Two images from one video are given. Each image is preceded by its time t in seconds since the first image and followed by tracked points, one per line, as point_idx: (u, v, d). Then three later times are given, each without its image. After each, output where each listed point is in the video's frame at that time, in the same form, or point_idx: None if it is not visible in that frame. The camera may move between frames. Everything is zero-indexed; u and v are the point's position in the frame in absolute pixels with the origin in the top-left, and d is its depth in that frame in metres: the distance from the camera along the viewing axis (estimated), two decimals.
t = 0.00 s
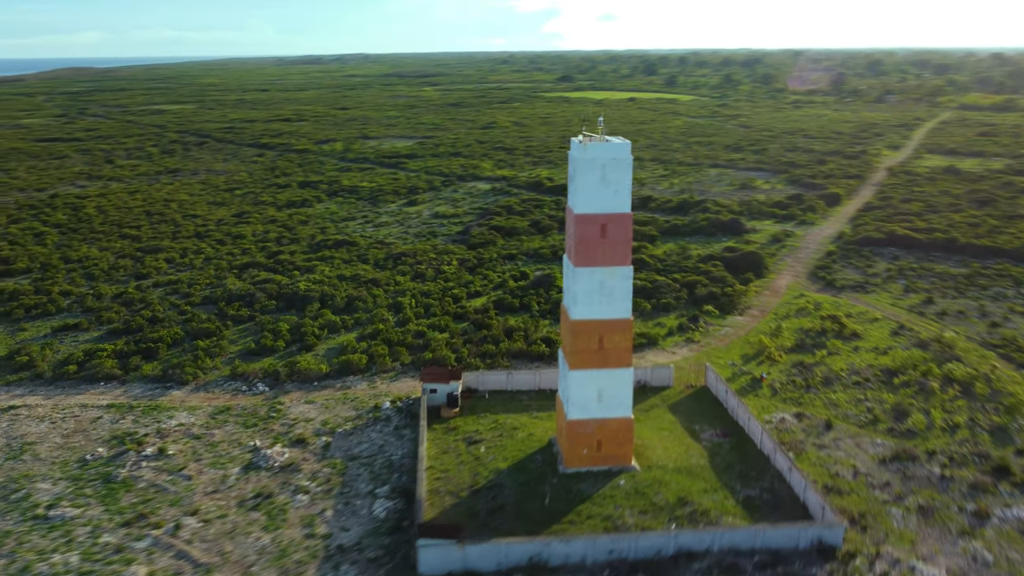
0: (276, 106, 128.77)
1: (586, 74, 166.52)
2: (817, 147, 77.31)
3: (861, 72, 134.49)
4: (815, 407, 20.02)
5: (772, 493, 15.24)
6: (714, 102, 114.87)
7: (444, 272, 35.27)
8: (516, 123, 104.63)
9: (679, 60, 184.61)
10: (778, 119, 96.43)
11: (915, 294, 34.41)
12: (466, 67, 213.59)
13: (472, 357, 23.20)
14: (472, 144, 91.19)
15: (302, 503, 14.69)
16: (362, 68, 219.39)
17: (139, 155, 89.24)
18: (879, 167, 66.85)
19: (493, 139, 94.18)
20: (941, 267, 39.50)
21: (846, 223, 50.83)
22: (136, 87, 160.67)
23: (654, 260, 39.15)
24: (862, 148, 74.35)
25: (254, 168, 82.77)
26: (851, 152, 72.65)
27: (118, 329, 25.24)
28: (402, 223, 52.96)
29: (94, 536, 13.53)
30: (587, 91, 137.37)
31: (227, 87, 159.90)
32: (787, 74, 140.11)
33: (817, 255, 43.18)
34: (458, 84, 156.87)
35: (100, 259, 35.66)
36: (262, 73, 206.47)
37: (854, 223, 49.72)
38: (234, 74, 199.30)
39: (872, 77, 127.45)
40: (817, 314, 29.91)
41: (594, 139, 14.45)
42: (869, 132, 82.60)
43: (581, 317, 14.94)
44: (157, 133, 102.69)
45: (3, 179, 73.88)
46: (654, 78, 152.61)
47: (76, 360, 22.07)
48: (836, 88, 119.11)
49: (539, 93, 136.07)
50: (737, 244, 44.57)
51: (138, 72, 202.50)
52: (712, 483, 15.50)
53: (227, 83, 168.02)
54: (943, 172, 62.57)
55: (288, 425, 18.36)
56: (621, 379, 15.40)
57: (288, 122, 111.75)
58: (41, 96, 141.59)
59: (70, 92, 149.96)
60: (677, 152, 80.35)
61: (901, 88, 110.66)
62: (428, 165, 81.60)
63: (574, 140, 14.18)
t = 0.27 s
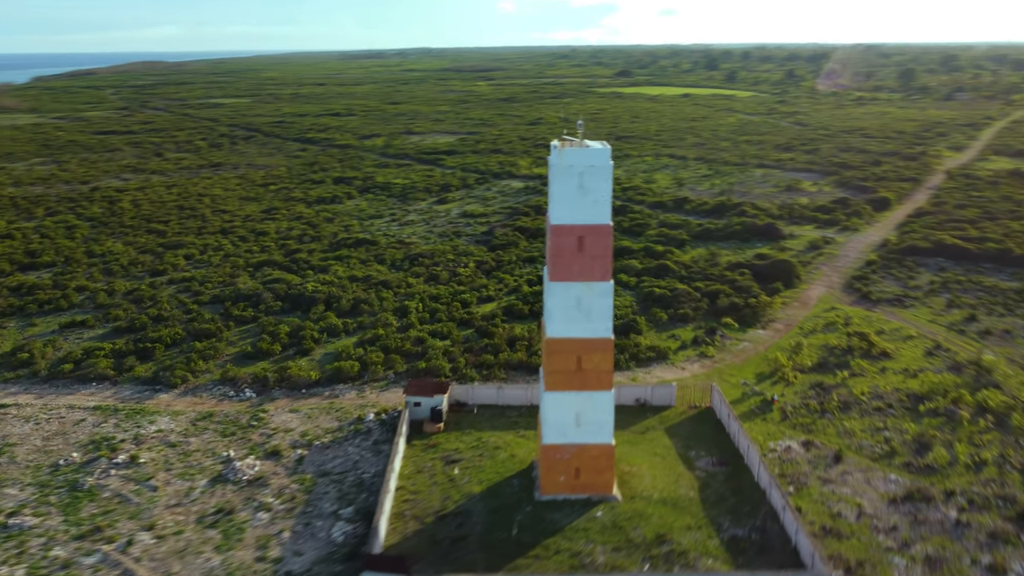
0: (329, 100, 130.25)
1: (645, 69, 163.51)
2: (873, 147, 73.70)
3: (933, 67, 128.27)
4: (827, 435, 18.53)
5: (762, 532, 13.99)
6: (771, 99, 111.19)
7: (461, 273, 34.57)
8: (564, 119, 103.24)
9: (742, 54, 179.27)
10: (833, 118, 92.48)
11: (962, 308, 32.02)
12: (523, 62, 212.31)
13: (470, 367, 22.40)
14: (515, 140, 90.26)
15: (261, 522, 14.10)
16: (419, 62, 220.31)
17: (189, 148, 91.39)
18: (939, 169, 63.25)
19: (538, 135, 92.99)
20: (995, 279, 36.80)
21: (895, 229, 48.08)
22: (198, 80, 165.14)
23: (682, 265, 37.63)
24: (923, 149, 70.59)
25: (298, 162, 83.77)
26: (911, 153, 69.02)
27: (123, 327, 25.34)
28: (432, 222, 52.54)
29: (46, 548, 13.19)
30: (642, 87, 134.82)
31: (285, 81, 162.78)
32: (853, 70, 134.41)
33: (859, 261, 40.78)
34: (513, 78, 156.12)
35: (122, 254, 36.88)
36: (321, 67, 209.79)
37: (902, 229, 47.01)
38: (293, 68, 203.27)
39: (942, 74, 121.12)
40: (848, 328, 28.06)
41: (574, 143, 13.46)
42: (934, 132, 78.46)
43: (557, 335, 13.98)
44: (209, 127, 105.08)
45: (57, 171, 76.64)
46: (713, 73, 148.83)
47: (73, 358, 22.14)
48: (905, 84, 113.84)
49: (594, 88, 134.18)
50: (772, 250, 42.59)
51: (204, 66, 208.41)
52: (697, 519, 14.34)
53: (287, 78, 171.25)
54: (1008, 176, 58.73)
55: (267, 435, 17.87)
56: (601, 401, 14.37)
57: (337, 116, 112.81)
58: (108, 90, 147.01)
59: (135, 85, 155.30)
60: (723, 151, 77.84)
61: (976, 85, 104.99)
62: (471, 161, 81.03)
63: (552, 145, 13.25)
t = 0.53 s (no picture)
0: (358, 97, 130.70)
1: (680, 67, 161.39)
2: (907, 147, 71.50)
3: (978, 65, 124.28)
4: (832, 453, 17.72)
5: (753, 556, 13.37)
6: (805, 97, 108.81)
7: (470, 274, 34.15)
8: (593, 116, 102.23)
9: (780, 52, 175.35)
10: (867, 117, 90.09)
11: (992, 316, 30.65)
12: (556, 59, 210.91)
13: (468, 373, 22.00)
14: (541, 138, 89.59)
15: (237, 531, 13.83)
16: (452, 59, 220.20)
17: (217, 145, 92.39)
18: (977, 172, 61.10)
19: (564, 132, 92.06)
20: None
21: (926, 233, 46.47)
22: (233, 77, 167.15)
23: (697, 268, 36.74)
24: (961, 150, 68.30)
25: (323, 159, 84.13)
26: (948, 154, 66.81)
27: (127, 326, 25.51)
28: (450, 222, 52.23)
29: (20, 553, 13.06)
30: (675, 85, 133.00)
31: (318, 78, 163.94)
32: (894, 67, 130.79)
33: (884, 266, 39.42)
34: (545, 76, 155.21)
35: (136, 251, 37.68)
36: (356, 65, 210.55)
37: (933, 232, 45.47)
38: (328, 65, 204.60)
39: (987, 72, 117.15)
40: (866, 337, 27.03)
41: (559, 147, 12.93)
42: (974, 132, 75.91)
43: (541, 346, 13.47)
44: (239, 123, 106.17)
45: (87, 167, 78.02)
46: (748, 71, 146.24)
47: (74, 357, 22.25)
48: (947, 83, 110.53)
49: (626, 86, 132.72)
50: (794, 253, 41.43)
51: (240, 63, 211.29)
52: (685, 540, 13.79)
53: (321, 75, 172.51)
54: None
55: (255, 440, 17.66)
56: (586, 415, 13.85)
57: (366, 113, 113.05)
58: (145, 86, 149.54)
59: (172, 82, 157.84)
60: (751, 151, 76.23)
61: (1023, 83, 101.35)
62: (495, 159, 80.49)
63: (537, 147, 12.72)
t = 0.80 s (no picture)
0: (369, 96, 130.83)
1: (692, 66, 160.47)
2: (920, 148, 70.73)
3: (996, 64, 122.70)
4: (833, 458, 17.46)
5: (749, 565, 13.15)
6: (817, 97, 107.89)
7: (473, 274, 34.04)
8: (603, 116, 101.80)
9: (795, 50, 173.77)
10: (880, 117, 89.22)
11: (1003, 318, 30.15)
12: (568, 58, 210.16)
13: (467, 375, 21.87)
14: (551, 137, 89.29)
15: (228, 534, 13.74)
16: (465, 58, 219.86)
17: (227, 144, 92.72)
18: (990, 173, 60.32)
19: (574, 131, 91.69)
20: None
21: (937, 234, 45.91)
22: (246, 76, 167.82)
23: (703, 269, 36.45)
24: (974, 150, 67.46)
25: (332, 158, 84.23)
26: (962, 155, 65.97)
27: (129, 325, 25.61)
28: (456, 222, 52.11)
29: (11, 554, 13.03)
30: (687, 84, 132.21)
31: (330, 77, 164.26)
32: (909, 66, 129.50)
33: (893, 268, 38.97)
34: (557, 75, 154.76)
35: (141, 250, 38.03)
36: (369, 63, 210.80)
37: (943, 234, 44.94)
38: (342, 64, 204.64)
39: (1004, 71, 115.74)
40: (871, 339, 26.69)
41: (553, 148, 12.78)
42: (988, 132, 74.94)
43: (535, 349, 13.31)
44: (249, 122, 106.49)
45: (97, 165, 78.50)
46: (762, 70, 145.20)
47: (74, 357, 22.31)
48: (962, 83, 109.25)
49: (637, 85, 132.13)
50: (801, 254, 41.05)
51: (254, 62, 212.27)
52: (680, 548, 13.59)
53: (334, 73, 172.87)
54: None
55: (251, 442, 17.60)
56: (580, 419, 13.68)
57: (377, 112, 113.11)
58: (158, 85, 150.34)
59: (186, 81, 158.74)
60: (762, 151, 75.66)
61: None
62: (504, 158, 80.33)
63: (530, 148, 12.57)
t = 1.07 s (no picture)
0: (379, 96, 130.95)
1: (704, 65, 159.54)
2: (932, 148, 69.97)
3: (1013, 64, 121.06)
4: (834, 464, 17.20)
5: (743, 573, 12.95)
6: (829, 96, 107.00)
7: (476, 274, 33.94)
8: (613, 115, 101.42)
9: (808, 49, 172.36)
10: (892, 117, 88.35)
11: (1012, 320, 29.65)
12: (580, 57, 209.54)
13: (465, 377, 21.76)
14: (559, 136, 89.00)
15: (220, 537, 13.67)
16: (477, 57, 219.56)
17: (236, 143, 93.01)
18: (1002, 174, 59.56)
19: (583, 131, 91.33)
20: None
21: (947, 235, 45.32)
22: (258, 75, 168.38)
23: (708, 271, 36.17)
24: (987, 151, 66.63)
25: (340, 158, 84.31)
26: (975, 155, 65.14)
27: (130, 325, 25.68)
28: (462, 222, 51.99)
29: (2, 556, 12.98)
30: (698, 83, 131.47)
31: (342, 76, 164.55)
32: (924, 65, 128.15)
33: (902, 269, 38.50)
34: (568, 74, 154.27)
35: (146, 250, 38.24)
36: (381, 62, 210.91)
37: (954, 235, 44.42)
38: (354, 63, 205.13)
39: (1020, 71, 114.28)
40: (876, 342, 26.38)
41: (546, 149, 12.63)
42: (1002, 133, 73.98)
43: (527, 353, 13.17)
44: (259, 121, 106.83)
45: (107, 164, 78.96)
46: (774, 70, 144.09)
47: (74, 356, 22.33)
48: (977, 82, 108.00)
49: (648, 84, 131.54)
50: (808, 255, 40.68)
51: (266, 61, 213.38)
52: (675, 555, 13.43)
53: (345, 73, 173.20)
54: None
55: (246, 444, 17.54)
56: (574, 424, 13.52)
57: (386, 111, 113.16)
58: (171, 84, 151.09)
59: (199, 79, 159.49)
60: (772, 151, 75.08)
61: None
62: (512, 157, 80.11)
63: (523, 151, 12.44)
